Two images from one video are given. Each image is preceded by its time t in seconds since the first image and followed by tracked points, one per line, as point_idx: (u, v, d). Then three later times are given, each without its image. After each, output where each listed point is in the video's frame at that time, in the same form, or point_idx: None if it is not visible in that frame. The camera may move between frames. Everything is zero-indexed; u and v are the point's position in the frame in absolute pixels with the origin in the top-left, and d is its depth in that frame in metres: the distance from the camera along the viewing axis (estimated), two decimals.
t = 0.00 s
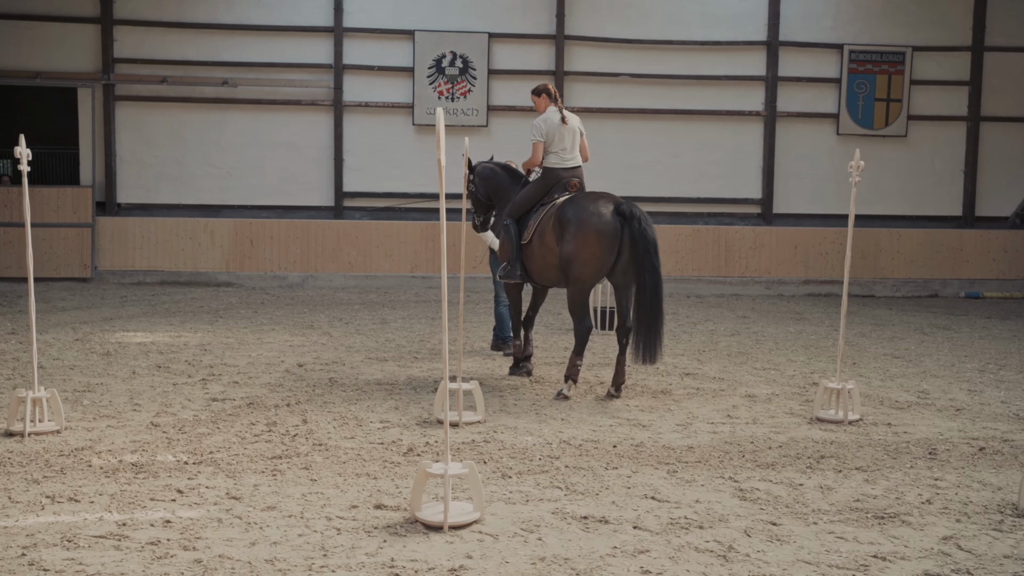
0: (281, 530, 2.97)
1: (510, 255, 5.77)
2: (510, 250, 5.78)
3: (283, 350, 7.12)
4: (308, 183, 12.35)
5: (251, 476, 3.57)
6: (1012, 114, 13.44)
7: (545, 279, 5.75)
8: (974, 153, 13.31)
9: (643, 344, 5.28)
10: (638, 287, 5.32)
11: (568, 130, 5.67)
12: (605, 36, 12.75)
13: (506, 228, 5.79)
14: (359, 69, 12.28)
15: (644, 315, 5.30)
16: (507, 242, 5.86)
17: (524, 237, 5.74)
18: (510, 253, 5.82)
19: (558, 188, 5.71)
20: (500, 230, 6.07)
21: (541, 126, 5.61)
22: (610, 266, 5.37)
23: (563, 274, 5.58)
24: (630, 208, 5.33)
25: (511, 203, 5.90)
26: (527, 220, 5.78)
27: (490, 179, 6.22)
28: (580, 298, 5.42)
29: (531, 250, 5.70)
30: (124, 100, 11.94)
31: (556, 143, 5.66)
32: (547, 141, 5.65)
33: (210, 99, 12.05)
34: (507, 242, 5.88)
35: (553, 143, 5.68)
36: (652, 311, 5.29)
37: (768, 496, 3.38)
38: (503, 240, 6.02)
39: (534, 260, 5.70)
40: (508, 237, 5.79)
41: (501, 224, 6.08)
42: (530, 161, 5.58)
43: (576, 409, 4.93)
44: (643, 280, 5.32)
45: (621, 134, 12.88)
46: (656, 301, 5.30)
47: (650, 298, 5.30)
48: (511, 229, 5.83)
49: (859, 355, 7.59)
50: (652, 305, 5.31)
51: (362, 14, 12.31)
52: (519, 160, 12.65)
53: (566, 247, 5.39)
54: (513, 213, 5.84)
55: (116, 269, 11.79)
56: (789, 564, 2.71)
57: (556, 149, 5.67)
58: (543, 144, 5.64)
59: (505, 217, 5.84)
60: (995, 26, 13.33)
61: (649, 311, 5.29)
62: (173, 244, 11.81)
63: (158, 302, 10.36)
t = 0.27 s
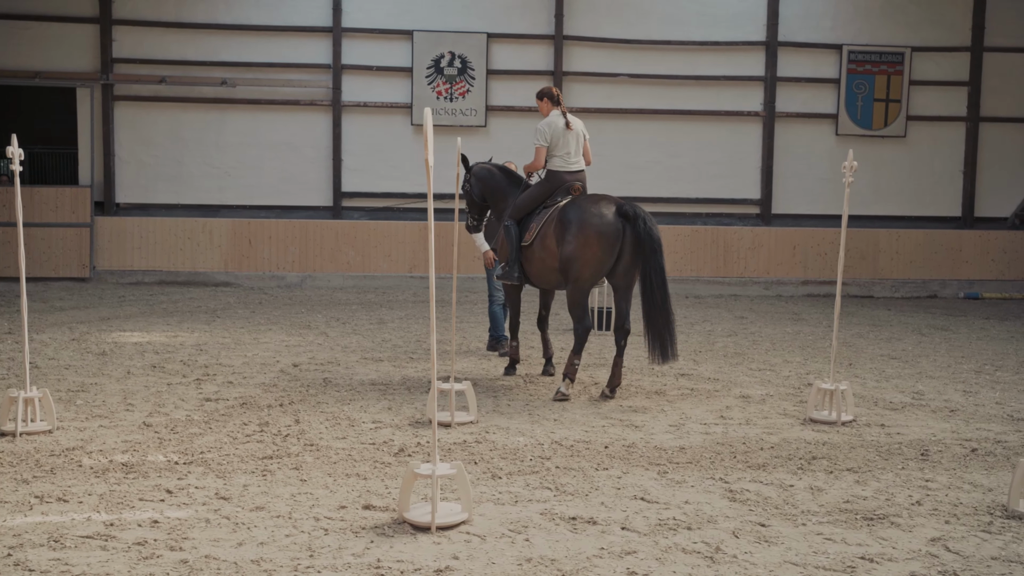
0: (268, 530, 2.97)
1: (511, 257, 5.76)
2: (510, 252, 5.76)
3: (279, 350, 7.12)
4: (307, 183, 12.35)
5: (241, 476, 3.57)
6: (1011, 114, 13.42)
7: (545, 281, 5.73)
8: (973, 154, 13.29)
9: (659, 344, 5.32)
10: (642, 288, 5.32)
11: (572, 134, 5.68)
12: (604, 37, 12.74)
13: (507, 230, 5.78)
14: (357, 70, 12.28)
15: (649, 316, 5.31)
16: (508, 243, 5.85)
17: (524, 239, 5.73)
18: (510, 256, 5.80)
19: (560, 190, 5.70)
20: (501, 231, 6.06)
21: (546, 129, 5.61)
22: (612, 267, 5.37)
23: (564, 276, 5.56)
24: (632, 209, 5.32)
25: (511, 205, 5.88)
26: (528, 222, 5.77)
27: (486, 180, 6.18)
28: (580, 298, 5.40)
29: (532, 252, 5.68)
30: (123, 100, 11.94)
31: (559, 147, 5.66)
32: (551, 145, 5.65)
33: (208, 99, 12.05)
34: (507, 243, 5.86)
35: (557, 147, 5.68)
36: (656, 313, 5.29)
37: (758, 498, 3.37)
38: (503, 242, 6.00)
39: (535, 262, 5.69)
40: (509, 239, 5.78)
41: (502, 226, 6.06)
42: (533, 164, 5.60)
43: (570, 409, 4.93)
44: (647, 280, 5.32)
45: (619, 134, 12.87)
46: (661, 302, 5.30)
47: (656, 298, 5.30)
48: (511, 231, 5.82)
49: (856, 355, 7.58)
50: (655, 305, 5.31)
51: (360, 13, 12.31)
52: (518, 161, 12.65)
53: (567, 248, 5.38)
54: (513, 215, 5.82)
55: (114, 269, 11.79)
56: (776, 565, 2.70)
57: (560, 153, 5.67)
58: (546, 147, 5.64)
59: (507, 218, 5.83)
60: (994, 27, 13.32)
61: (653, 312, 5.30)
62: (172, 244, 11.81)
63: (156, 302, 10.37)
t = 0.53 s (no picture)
0: (253, 531, 2.96)
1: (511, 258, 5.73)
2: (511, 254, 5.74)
3: (275, 350, 7.11)
4: (305, 183, 12.35)
5: (229, 477, 3.56)
6: (1011, 114, 13.39)
7: (546, 284, 5.73)
8: (973, 155, 13.26)
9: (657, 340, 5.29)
10: (642, 289, 5.32)
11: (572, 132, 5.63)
12: (602, 37, 12.73)
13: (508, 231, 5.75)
14: (356, 70, 12.27)
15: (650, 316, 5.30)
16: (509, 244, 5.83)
17: (524, 241, 5.71)
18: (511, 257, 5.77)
19: (559, 189, 5.67)
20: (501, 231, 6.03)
21: (545, 127, 5.59)
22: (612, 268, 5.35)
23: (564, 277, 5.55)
24: (630, 209, 5.31)
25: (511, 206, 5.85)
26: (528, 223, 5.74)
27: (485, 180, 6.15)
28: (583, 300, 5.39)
29: (532, 255, 5.66)
30: (121, 100, 11.95)
31: (559, 146, 5.64)
32: (550, 143, 5.63)
33: (207, 99, 12.06)
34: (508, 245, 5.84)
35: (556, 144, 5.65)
36: (658, 313, 5.29)
37: (747, 500, 3.35)
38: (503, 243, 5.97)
39: (535, 264, 5.67)
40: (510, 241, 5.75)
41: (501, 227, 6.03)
42: (534, 162, 5.59)
43: (563, 410, 4.91)
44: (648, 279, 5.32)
45: (618, 134, 12.86)
46: (662, 300, 5.30)
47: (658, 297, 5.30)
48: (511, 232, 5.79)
49: (853, 356, 7.55)
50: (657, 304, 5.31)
51: (359, 13, 12.30)
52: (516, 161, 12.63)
53: (566, 251, 5.38)
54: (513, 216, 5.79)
55: (112, 269, 11.79)
56: (761, 568, 2.69)
57: (558, 152, 5.65)
58: (545, 145, 5.62)
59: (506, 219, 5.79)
60: (994, 27, 13.28)
61: (655, 312, 5.31)
62: (170, 244, 11.81)
63: (153, 302, 10.36)
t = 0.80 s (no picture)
0: (241, 531, 2.94)
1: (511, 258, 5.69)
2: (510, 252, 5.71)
3: (271, 350, 7.10)
4: (304, 182, 12.34)
5: (219, 477, 3.55)
6: (1012, 114, 13.35)
7: (546, 283, 5.70)
8: (974, 154, 13.22)
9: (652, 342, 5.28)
10: (641, 290, 5.28)
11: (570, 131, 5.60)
12: (602, 36, 12.70)
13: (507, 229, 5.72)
14: (355, 69, 12.25)
15: (648, 317, 5.27)
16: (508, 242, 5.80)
17: (524, 240, 5.69)
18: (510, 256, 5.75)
19: (560, 189, 5.65)
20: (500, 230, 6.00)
21: (543, 125, 5.59)
22: (611, 268, 5.31)
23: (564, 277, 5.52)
24: (630, 209, 5.27)
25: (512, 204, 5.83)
26: (528, 222, 5.72)
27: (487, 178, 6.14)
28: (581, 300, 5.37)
29: (531, 254, 5.64)
30: (119, 99, 11.95)
31: (557, 144, 5.60)
32: (548, 140, 5.61)
33: (205, 99, 12.05)
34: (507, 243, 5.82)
35: (554, 142, 5.62)
36: (656, 314, 5.25)
37: (740, 501, 3.33)
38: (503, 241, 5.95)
39: (534, 263, 5.65)
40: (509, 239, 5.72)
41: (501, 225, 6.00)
42: (530, 157, 5.56)
43: (558, 411, 4.89)
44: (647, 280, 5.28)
45: (617, 134, 12.83)
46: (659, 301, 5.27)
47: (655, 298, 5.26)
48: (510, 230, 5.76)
49: (851, 356, 7.52)
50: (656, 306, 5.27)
51: (358, 13, 12.29)
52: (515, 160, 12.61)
53: (565, 250, 5.35)
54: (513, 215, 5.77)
55: (111, 269, 11.79)
56: (751, 570, 2.66)
57: (556, 150, 5.62)
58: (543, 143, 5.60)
59: (506, 218, 5.77)
60: (995, 26, 13.24)
61: (654, 313, 5.27)
62: (169, 244, 11.80)
63: (151, 302, 10.35)
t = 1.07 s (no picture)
0: (230, 533, 2.92)
1: (509, 258, 5.66)
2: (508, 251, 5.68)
3: (268, 350, 7.08)
4: (303, 182, 12.33)
5: (210, 478, 3.53)
6: (1013, 113, 13.31)
7: (544, 282, 5.66)
8: (975, 154, 13.18)
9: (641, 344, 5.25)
10: (639, 290, 5.25)
11: (571, 131, 5.57)
12: (602, 35, 12.68)
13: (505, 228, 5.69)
14: (354, 68, 12.24)
15: (645, 318, 5.24)
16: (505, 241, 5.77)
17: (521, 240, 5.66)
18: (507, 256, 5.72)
19: (558, 189, 5.62)
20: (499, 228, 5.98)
21: (543, 124, 5.56)
22: (608, 269, 5.28)
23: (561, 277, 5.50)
24: (627, 209, 5.25)
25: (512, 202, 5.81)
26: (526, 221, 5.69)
27: (488, 175, 6.13)
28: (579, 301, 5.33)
29: (528, 254, 5.62)
30: (118, 98, 11.95)
31: (557, 143, 5.56)
32: (548, 139, 5.57)
33: (204, 98, 12.04)
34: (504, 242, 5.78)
35: (555, 141, 5.58)
36: (653, 316, 5.23)
37: (733, 502, 3.31)
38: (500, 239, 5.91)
39: (531, 263, 5.62)
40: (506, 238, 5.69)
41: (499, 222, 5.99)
42: (530, 154, 5.51)
43: (553, 411, 4.87)
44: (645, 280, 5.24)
45: (617, 133, 12.80)
46: (655, 302, 5.23)
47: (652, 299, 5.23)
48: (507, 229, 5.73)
49: (850, 356, 7.49)
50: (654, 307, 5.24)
51: (357, 12, 12.28)
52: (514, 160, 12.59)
53: (563, 251, 5.32)
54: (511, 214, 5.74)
55: (110, 268, 11.78)
56: (742, 572, 2.64)
57: (556, 149, 5.57)
58: (544, 141, 5.56)
59: (504, 217, 5.74)
60: (996, 25, 13.20)
61: (651, 313, 5.23)
62: (168, 243, 11.79)
63: (149, 301, 10.33)
